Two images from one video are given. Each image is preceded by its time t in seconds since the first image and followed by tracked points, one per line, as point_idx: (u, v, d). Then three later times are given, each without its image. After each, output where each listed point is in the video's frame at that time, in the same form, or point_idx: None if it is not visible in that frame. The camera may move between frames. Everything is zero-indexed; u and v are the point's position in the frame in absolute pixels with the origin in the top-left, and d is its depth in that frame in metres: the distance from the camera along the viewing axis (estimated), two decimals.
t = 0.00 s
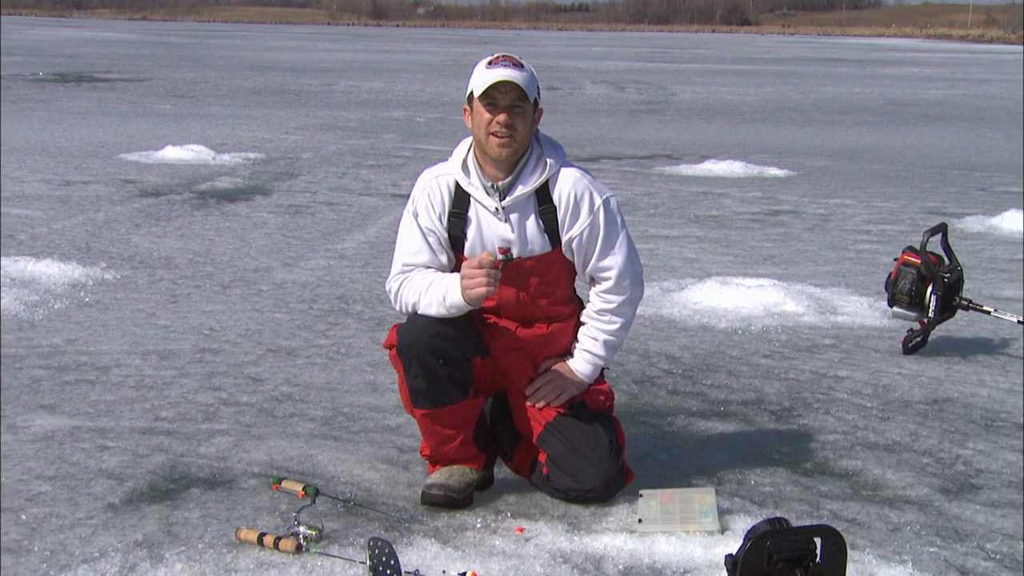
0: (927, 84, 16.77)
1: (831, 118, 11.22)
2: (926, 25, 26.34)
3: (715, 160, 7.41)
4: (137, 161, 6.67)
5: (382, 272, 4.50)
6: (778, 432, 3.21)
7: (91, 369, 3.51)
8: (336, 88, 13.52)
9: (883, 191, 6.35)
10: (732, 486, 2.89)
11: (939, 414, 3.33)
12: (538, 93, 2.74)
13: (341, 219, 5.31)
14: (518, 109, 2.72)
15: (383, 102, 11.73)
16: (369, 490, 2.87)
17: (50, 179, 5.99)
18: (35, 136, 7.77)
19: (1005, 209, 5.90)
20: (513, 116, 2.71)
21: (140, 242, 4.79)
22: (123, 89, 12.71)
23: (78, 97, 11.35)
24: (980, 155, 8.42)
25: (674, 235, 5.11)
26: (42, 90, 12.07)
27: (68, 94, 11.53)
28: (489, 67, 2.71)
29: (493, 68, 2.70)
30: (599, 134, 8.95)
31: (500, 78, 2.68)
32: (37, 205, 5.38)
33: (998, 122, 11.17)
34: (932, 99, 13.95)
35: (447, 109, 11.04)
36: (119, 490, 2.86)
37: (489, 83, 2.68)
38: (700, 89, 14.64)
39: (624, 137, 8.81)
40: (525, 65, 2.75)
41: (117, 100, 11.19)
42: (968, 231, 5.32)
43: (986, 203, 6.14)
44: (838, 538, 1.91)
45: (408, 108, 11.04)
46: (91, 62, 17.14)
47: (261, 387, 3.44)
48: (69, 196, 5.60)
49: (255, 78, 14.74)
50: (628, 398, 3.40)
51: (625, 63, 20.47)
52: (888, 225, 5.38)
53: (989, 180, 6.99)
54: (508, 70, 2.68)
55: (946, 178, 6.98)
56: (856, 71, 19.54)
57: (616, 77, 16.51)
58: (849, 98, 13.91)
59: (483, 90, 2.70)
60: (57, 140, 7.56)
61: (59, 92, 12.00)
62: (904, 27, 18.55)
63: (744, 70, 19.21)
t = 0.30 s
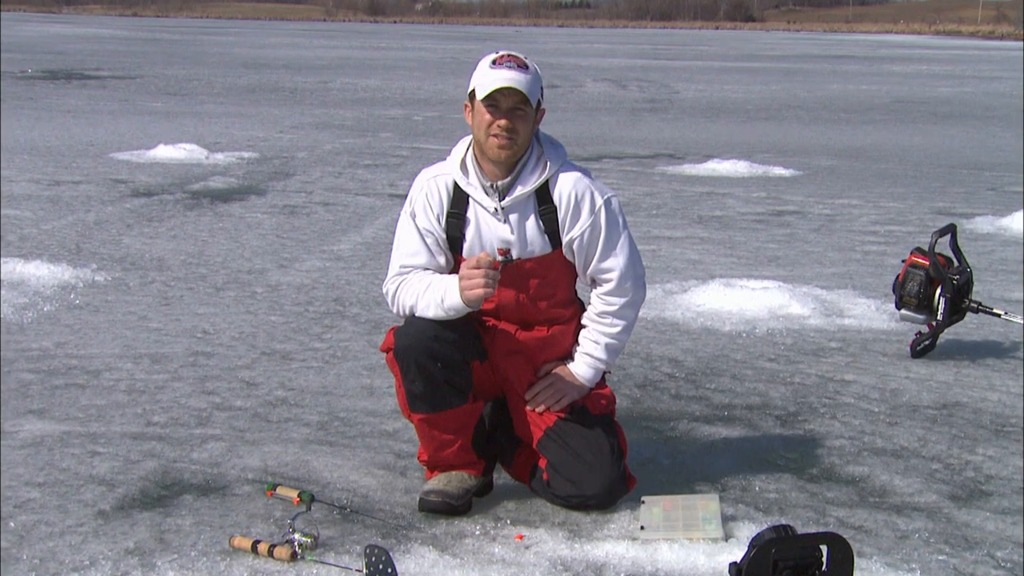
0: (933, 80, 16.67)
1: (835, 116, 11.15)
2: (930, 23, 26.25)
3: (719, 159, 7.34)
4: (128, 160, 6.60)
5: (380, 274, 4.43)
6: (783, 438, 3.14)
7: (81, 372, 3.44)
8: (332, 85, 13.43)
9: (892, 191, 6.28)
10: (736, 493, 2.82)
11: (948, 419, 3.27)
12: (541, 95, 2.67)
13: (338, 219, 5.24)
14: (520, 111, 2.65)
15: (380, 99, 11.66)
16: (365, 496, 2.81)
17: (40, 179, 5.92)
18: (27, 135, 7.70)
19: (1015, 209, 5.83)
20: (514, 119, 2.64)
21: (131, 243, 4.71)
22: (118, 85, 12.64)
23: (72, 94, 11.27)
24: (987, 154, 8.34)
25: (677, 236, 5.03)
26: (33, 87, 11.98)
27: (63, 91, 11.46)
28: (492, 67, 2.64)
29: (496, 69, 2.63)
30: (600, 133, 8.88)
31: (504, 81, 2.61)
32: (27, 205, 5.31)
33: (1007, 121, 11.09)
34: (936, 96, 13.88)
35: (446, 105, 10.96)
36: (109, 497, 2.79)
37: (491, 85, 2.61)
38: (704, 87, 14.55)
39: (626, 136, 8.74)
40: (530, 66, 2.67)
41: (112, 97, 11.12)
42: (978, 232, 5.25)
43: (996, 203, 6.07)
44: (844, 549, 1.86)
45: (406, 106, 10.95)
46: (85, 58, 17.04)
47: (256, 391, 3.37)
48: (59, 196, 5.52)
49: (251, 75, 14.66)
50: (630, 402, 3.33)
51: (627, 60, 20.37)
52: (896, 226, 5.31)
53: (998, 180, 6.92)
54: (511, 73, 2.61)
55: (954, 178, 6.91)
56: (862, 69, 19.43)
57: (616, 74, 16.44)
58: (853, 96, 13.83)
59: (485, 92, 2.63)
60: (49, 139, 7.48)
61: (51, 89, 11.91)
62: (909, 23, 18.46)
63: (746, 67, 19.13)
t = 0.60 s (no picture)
0: (940, 78, 16.57)
1: (838, 114, 11.09)
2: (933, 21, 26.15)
3: (723, 159, 7.27)
4: (119, 160, 6.53)
5: (377, 276, 4.36)
6: (789, 444, 3.07)
7: (71, 377, 3.37)
8: (328, 82, 13.35)
9: (899, 192, 6.22)
10: (740, 500, 2.76)
11: (957, 424, 3.20)
12: (541, 95, 2.61)
13: (333, 220, 5.17)
14: (520, 111, 2.58)
15: (377, 97, 11.60)
16: (361, 503, 2.74)
17: (29, 178, 5.85)
18: (18, 133, 7.62)
19: None
20: (514, 119, 2.58)
21: (122, 244, 4.65)
22: (113, 81, 12.57)
23: (66, 91, 11.20)
24: (994, 153, 8.27)
25: (680, 237, 4.97)
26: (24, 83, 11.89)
27: (56, 88, 11.39)
28: (492, 66, 2.57)
29: (495, 69, 2.56)
30: (601, 132, 8.81)
31: (503, 80, 2.55)
32: (16, 205, 5.24)
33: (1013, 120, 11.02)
34: (941, 94, 13.81)
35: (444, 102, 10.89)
36: (99, 504, 2.72)
37: (491, 84, 2.55)
38: (707, 85, 14.47)
39: (628, 135, 8.67)
40: (530, 65, 2.61)
41: (107, 93, 11.05)
42: (987, 233, 5.20)
43: (1005, 203, 6.00)
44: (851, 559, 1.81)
45: (403, 104, 10.88)
46: (79, 54, 16.94)
47: (250, 396, 3.30)
48: (48, 197, 5.46)
49: (246, 71, 14.58)
50: (632, 407, 3.26)
51: (628, 57, 20.27)
52: (903, 227, 5.24)
53: (1006, 180, 6.86)
54: (511, 72, 2.55)
55: (962, 178, 6.85)
56: (867, 66, 19.34)
57: (616, 71, 16.33)
58: (856, 94, 13.75)
59: (484, 92, 2.56)
60: (39, 138, 7.41)
61: (42, 85, 11.82)
62: (914, 21, 18.37)
63: (749, 64, 19.05)
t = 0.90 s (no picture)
0: (946, 75, 16.49)
1: (842, 112, 11.02)
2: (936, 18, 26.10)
3: (727, 158, 7.21)
4: (110, 159, 6.46)
5: (374, 278, 4.29)
6: (794, 449, 3.01)
7: (60, 381, 3.30)
8: (324, 78, 13.27)
9: (907, 192, 6.15)
10: (744, 506, 2.69)
11: (966, 430, 3.14)
12: (541, 92, 2.54)
13: (328, 221, 5.11)
14: (519, 109, 2.52)
15: (375, 95, 11.52)
16: (357, 510, 2.68)
17: (18, 178, 5.78)
18: (9, 132, 7.55)
19: None
20: (513, 117, 2.51)
21: (113, 246, 4.58)
22: (108, 76, 12.50)
23: (59, 89, 11.14)
24: (1001, 152, 8.20)
25: (682, 239, 4.90)
26: (15, 80, 11.80)
27: (49, 84, 11.32)
28: (491, 63, 2.51)
29: (494, 66, 2.50)
30: (602, 131, 8.74)
31: (502, 78, 2.48)
32: (5, 206, 5.18)
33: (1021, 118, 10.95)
34: (946, 91, 13.74)
35: (443, 99, 10.83)
36: (89, 511, 2.66)
37: (489, 82, 2.48)
38: (710, 82, 14.39)
39: (630, 133, 8.59)
40: (530, 62, 2.54)
41: (102, 90, 10.98)
42: (997, 234, 5.13)
43: (1015, 204, 5.93)
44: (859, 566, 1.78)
45: (401, 102, 10.80)
46: (72, 51, 16.86)
47: (243, 401, 3.24)
48: (37, 197, 5.39)
49: (241, 69, 14.49)
50: (634, 411, 3.19)
51: (630, 53, 20.18)
52: (911, 228, 5.18)
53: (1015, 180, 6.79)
54: (510, 69, 2.48)
55: (970, 178, 6.78)
56: (873, 63, 19.25)
57: (618, 68, 16.23)
58: (860, 91, 13.69)
59: (482, 89, 2.50)
60: (31, 137, 7.34)
61: (33, 83, 11.73)
62: (919, 19, 18.30)
63: (752, 60, 18.96)
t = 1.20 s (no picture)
0: (954, 71, 16.37)
1: (847, 109, 10.95)
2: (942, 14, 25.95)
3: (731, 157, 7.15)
4: (101, 158, 6.39)
5: (371, 279, 4.22)
6: (800, 454, 2.94)
7: (49, 385, 3.24)
8: (320, 74, 13.17)
9: (915, 191, 6.09)
10: (749, 513, 2.63)
11: (975, 435, 3.07)
12: (539, 88, 2.48)
13: (324, 222, 5.04)
14: (517, 106, 2.46)
15: (372, 92, 11.43)
16: (353, 517, 2.61)
17: (6, 177, 5.71)
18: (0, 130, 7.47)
19: None
20: (511, 114, 2.45)
21: (104, 247, 4.52)
22: (103, 71, 12.44)
23: (49, 85, 11.05)
24: (1008, 151, 8.13)
25: (685, 239, 4.84)
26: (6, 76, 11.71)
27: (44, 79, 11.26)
28: (487, 60, 2.45)
29: (491, 61, 2.44)
30: (603, 129, 8.66)
31: (499, 73, 2.43)
32: None
33: None
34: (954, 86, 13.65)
35: (443, 95, 10.75)
36: (79, 517, 2.59)
37: (486, 78, 2.43)
38: (712, 78, 14.31)
39: (631, 131, 8.52)
40: (527, 58, 2.49)
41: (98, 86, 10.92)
42: (1007, 235, 5.07)
43: None
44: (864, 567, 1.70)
45: (398, 99, 10.72)
46: (63, 45, 16.76)
47: (237, 405, 3.17)
48: (27, 197, 5.32)
49: (235, 65, 14.40)
50: (636, 416, 3.12)
51: (632, 48, 20.09)
52: (919, 228, 5.12)
53: None
54: (507, 64, 2.43)
55: (979, 177, 6.72)
56: (877, 60, 19.17)
57: (618, 64, 16.14)
58: (865, 87, 13.59)
59: (479, 86, 2.44)
60: (21, 135, 7.27)
61: (25, 79, 11.64)
62: (925, 15, 18.17)
63: (755, 56, 18.86)
